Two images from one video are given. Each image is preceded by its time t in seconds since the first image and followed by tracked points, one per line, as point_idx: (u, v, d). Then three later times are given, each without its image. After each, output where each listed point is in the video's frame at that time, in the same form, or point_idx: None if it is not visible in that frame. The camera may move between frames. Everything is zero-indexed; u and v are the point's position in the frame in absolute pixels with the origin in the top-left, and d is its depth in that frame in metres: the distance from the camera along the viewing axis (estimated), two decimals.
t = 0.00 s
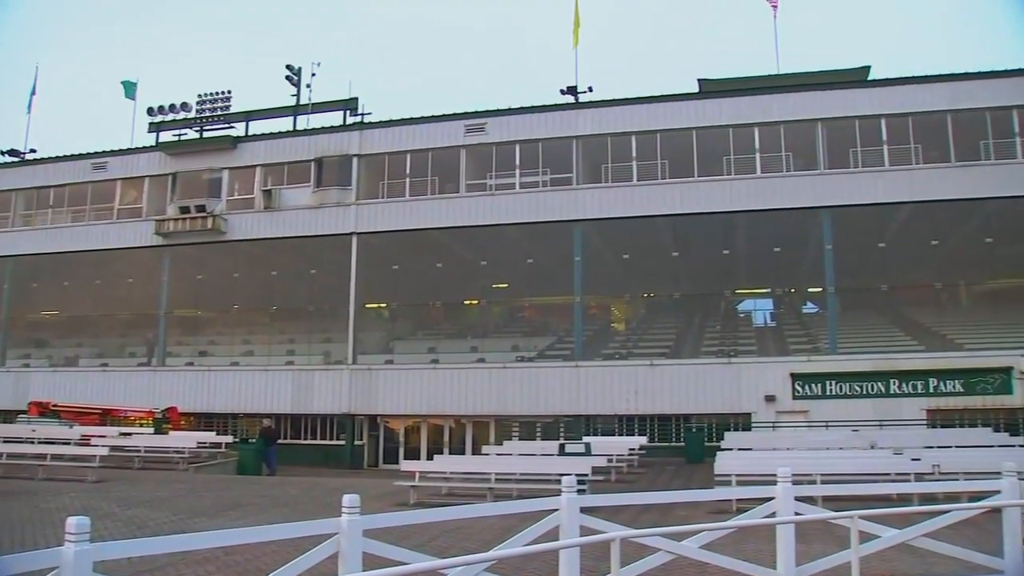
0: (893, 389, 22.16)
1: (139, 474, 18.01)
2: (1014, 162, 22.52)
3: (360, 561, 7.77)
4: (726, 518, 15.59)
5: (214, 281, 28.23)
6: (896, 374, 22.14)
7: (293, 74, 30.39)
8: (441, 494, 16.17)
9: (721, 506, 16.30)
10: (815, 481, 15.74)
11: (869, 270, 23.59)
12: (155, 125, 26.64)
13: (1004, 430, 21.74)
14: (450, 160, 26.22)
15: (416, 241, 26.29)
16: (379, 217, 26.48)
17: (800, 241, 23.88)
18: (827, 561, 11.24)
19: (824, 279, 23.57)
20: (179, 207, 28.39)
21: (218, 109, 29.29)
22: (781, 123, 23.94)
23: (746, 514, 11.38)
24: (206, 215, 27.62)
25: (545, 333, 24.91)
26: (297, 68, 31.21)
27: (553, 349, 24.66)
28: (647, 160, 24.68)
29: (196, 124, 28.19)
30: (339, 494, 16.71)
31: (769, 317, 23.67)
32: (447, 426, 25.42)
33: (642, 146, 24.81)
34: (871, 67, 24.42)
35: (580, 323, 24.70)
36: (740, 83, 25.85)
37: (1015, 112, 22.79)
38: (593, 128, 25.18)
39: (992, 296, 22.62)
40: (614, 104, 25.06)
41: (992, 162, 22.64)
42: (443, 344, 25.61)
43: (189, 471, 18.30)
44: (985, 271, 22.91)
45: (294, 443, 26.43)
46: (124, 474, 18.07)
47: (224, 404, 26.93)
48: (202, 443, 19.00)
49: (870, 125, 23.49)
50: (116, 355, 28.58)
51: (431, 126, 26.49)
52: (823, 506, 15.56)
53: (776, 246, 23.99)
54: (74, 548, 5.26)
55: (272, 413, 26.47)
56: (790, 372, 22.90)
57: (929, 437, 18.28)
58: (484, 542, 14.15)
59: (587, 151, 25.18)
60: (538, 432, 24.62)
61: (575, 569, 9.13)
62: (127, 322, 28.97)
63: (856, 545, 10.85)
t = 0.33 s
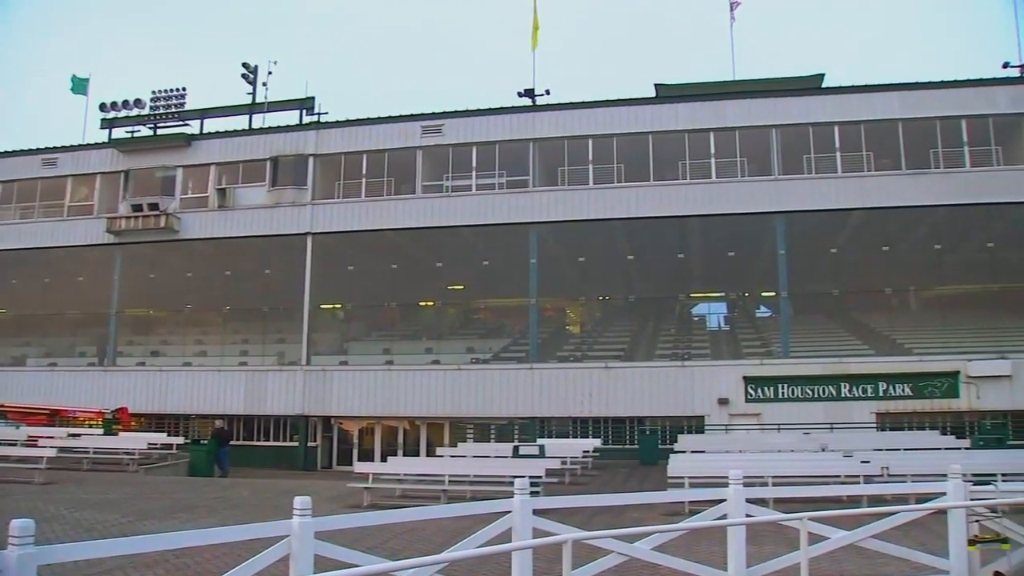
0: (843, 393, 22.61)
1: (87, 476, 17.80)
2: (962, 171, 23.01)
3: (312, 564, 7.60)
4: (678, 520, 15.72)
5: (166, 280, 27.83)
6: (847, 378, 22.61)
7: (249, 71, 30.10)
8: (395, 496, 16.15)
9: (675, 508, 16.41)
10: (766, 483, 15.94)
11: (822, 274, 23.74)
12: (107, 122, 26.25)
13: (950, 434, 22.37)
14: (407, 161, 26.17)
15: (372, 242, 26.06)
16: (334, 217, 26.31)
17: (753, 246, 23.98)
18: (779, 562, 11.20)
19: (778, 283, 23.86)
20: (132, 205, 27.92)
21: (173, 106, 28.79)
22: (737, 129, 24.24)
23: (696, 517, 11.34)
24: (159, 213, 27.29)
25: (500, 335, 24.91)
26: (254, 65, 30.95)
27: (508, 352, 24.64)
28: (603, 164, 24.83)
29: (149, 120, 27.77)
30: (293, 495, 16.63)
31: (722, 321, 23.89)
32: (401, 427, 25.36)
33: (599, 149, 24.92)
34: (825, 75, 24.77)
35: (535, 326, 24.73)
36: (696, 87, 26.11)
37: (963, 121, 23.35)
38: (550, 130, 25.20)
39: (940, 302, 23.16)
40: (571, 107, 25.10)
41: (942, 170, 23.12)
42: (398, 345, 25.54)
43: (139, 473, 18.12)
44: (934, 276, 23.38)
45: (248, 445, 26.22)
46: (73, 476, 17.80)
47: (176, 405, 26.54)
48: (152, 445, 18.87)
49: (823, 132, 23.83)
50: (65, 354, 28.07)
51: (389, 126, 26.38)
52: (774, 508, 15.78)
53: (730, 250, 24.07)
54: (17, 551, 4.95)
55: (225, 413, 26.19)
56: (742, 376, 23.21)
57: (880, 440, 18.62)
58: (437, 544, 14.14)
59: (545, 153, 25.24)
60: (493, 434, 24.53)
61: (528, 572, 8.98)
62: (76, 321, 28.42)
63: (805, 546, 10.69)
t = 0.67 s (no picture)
0: (800, 394, 22.88)
1: (40, 476, 17.57)
2: (916, 176, 23.44)
3: (269, 565, 7.06)
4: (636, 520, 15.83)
5: (120, 278, 27.37)
6: (803, 380, 22.89)
7: (209, 68, 29.83)
8: (352, 495, 16.11)
9: (632, 508, 16.53)
10: (723, 483, 16.11)
11: (779, 276, 23.97)
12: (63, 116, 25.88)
13: (904, 435, 22.78)
14: (369, 161, 26.13)
15: (332, 241, 25.94)
16: (293, 215, 26.18)
17: (711, 248, 24.15)
18: (735, 561, 10.82)
19: (736, 285, 24.08)
20: (87, 201, 27.52)
21: (130, 102, 28.44)
22: (696, 132, 24.51)
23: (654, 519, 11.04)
24: (115, 210, 26.95)
25: (459, 335, 24.91)
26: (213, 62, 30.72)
27: (468, 352, 24.64)
28: (565, 165, 24.92)
29: (106, 115, 27.39)
30: (250, 496, 16.53)
31: (681, 322, 24.08)
32: (360, 427, 25.22)
33: (560, 150, 25.01)
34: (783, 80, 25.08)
35: (495, 325, 24.74)
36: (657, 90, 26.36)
37: (918, 128, 23.86)
38: (512, 130, 25.23)
39: (896, 305, 23.53)
40: (532, 108, 25.17)
41: (898, 175, 23.56)
42: (357, 344, 25.46)
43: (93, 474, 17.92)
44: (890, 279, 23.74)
45: (205, 444, 25.96)
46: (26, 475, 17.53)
47: (132, 404, 26.20)
48: (108, 443, 18.68)
49: (782, 136, 24.19)
50: (18, 352, 27.60)
51: (350, 125, 26.32)
52: (731, 507, 15.92)
53: (689, 252, 24.18)
54: None
55: (182, 412, 25.93)
56: (701, 378, 23.40)
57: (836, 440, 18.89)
58: (394, 543, 14.12)
59: (506, 153, 25.27)
60: (453, 434, 24.51)
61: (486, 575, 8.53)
62: (29, 319, 27.92)
63: (758, 545, 10.37)
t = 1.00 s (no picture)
0: (760, 395, 23.10)
1: None
2: (875, 180, 23.79)
3: (227, 566, 6.86)
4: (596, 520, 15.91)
5: (78, 274, 27.03)
6: (762, 381, 23.10)
7: (170, 63, 29.53)
8: (312, 495, 16.04)
9: (592, 507, 16.62)
10: (683, 483, 16.22)
11: (738, 278, 24.22)
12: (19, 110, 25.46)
13: (861, 436, 23.10)
14: (332, 159, 26.03)
15: (292, 239, 25.87)
16: (255, 212, 26.00)
17: (672, 249, 24.34)
18: (697, 559, 10.62)
19: (697, 287, 24.27)
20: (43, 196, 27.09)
21: (89, 97, 28.08)
22: (659, 134, 24.67)
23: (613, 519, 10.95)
24: (73, 205, 26.52)
25: (421, 335, 24.89)
26: (174, 58, 30.43)
27: (429, 351, 24.62)
28: (528, 165, 24.97)
29: (63, 109, 26.97)
30: (207, 496, 16.39)
31: (642, 323, 24.24)
32: (320, 426, 25.12)
33: (524, 150, 25.06)
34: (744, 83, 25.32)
35: (457, 326, 24.76)
36: (621, 91, 26.50)
37: (877, 133, 24.19)
38: (476, 130, 25.23)
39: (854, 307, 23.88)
40: (496, 108, 25.18)
41: (857, 179, 23.87)
42: (318, 343, 25.34)
43: (49, 474, 17.70)
44: (848, 282, 24.11)
45: (164, 443, 25.73)
46: None
47: (88, 402, 25.85)
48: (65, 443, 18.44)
49: (743, 139, 24.43)
50: None
51: (312, 123, 26.22)
52: (689, 507, 16.08)
53: (650, 253, 24.38)
54: None
55: (140, 411, 25.65)
56: (661, 378, 23.53)
57: (795, 441, 19.12)
58: (354, 544, 14.06)
59: (470, 153, 25.25)
60: (414, 433, 24.54)
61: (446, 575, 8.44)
62: None
63: (716, 545, 10.19)
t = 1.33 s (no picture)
0: (725, 395, 23.28)
1: None
2: (839, 183, 24.07)
3: (188, 566, 6.75)
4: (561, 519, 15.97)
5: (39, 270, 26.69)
6: (727, 381, 23.27)
7: (135, 57, 29.22)
8: (276, 495, 15.95)
9: (557, 507, 16.68)
10: (648, 482, 16.32)
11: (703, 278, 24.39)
12: None
13: (825, 435, 23.35)
14: (300, 157, 25.92)
15: (259, 237, 25.80)
16: (220, 210, 25.84)
17: (638, 250, 24.49)
18: (661, 559, 10.60)
19: (663, 288, 24.43)
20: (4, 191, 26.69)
21: (51, 92, 27.72)
22: (626, 134, 24.76)
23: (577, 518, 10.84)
24: (35, 200, 26.16)
25: (388, 334, 24.85)
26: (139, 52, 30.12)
27: (395, 350, 24.59)
28: (495, 164, 24.99)
29: (25, 102, 26.61)
30: (169, 496, 16.25)
31: (609, 323, 24.36)
32: (286, 425, 25.01)
33: (491, 150, 25.09)
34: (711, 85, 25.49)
35: (423, 324, 24.74)
36: (589, 92, 26.62)
37: (842, 136, 24.43)
38: (444, 129, 25.22)
39: (818, 308, 24.13)
40: (464, 107, 25.18)
41: (822, 181, 24.13)
42: (284, 341, 25.18)
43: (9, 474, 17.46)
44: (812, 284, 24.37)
45: (127, 442, 25.48)
46: None
47: (48, 400, 25.55)
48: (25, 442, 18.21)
49: (710, 140, 24.61)
50: None
51: (278, 120, 26.11)
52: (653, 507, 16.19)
53: (617, 254, 24.60)
54: None
55: (102, 409, 25.39)
56: (627, 378, 23.64)
57: (759, 441, 19.34)
58: (318, 544, 13.99)
59: (437, 151, 25.24)
60: (380, 432, 24.54)
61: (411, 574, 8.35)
62: None
63: (680, 545, 10.13)
